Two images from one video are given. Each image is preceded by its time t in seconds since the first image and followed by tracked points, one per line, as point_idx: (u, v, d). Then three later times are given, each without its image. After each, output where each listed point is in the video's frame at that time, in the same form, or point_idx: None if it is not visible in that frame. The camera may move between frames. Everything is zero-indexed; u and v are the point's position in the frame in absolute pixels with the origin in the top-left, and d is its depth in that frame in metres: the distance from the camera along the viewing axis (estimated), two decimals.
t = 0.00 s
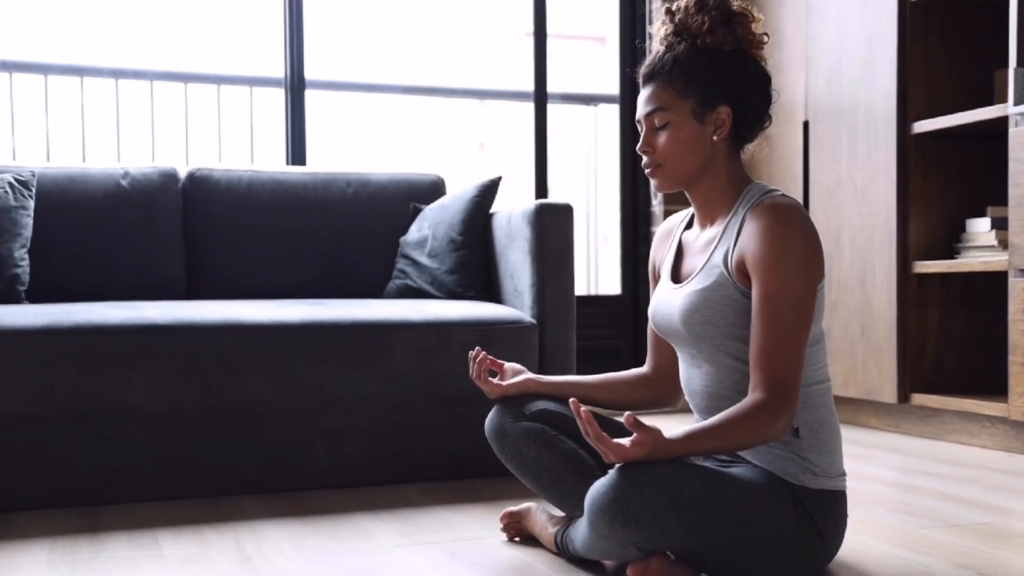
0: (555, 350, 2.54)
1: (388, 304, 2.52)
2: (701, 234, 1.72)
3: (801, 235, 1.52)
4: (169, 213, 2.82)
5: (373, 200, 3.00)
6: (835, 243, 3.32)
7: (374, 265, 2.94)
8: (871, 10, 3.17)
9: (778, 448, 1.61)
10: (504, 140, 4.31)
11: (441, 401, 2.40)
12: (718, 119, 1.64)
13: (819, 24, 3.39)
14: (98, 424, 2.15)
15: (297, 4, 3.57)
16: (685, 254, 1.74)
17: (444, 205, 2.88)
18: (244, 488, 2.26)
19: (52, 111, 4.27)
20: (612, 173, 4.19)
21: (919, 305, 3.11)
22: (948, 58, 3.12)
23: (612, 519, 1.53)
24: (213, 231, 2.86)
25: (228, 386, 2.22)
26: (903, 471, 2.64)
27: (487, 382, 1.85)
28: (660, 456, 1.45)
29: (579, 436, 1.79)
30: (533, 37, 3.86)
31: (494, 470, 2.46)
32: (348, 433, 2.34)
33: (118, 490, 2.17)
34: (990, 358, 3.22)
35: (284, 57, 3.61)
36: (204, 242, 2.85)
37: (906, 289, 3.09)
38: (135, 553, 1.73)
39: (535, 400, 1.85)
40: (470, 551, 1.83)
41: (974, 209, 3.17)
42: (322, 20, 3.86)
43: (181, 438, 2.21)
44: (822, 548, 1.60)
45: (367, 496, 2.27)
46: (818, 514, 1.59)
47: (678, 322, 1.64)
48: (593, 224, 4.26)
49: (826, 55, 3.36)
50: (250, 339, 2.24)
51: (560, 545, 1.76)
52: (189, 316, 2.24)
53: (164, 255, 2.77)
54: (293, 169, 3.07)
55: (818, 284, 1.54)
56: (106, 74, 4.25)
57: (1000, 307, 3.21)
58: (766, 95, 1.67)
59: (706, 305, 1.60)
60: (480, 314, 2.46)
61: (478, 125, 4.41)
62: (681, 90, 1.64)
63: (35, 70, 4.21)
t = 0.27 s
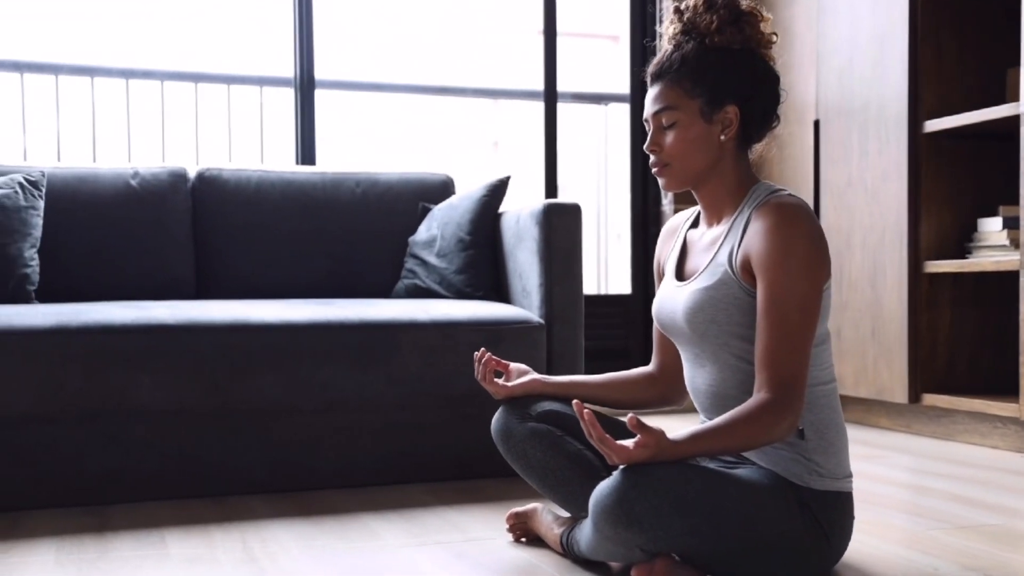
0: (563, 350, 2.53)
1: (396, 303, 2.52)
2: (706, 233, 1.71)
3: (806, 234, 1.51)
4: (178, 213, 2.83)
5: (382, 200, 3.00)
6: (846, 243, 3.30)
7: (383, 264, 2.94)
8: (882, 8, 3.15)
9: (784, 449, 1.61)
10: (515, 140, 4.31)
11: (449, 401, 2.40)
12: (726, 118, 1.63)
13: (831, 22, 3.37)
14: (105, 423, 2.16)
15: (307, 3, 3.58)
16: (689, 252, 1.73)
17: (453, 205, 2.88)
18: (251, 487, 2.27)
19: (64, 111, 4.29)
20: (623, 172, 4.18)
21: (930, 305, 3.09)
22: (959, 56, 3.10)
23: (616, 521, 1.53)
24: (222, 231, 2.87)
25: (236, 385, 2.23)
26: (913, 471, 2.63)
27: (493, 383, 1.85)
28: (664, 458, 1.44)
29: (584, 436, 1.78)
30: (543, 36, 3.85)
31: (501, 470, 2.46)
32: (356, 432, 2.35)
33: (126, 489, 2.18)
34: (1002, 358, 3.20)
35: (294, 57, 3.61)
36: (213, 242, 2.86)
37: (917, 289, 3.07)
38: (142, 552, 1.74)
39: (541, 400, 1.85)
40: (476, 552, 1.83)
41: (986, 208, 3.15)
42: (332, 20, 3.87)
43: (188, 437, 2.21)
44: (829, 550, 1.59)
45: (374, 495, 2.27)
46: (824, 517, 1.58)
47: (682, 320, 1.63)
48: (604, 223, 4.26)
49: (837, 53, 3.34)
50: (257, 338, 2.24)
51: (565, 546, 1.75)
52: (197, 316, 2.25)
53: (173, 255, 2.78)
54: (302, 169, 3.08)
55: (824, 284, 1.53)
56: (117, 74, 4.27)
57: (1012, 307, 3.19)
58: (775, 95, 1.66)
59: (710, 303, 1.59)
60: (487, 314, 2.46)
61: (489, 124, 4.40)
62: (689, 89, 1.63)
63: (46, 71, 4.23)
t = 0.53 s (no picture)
0: (570, 350, 2.53)
1: (404, 304, 2.53)
2: (711, 232, 1.71)
3: (811, 233, 1.50)
4: (187, 214, 2.84)
5: (391, 201, 3.01)
6: (856, 243, 3.29)
7: (392, 265, 2.95)
8: (892, 7, 3.14)
9: (789, 451, 1.60)
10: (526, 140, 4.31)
11: (457, 402, 2.41)
12: (733, 119, 1.62)
13: (841, 21, 3.36)
14: (113, 423, 2.17)
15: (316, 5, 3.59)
16: (694, 251, 1.73)
17: (462, 205, 2.88)
18: (259, 487, 2.28)
19: (75, 112, 4.31)
20: (633, 172, 4.18)
21: (941, 306, 3.07)
22: (971, 56, 3.08)
23: (619, 523, 1.52)
24: (231, 232, 2.88)
25: (243, 386, 2.24)
26: (923, 472, 2.62)
27: (499, 385, 1.84)
28: (667, 459, 1.44)
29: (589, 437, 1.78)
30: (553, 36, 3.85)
31: (509, 470, 2.46)
32: (363, 433, 2.35)
33: (134, 488, 2.19)
34: (1014, 359, 3.18)
35: (304, 58, 3.62)
36: (222, 242, 2.87)
37: (927, 290, 3.06)
38: (149, 553, 1.75)
39: (547, 401, 1.84)
40: (482, 553, 1.83)
41: (998, 208, 3.14)
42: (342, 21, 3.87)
43: (196, 437, 2.22)
44: (834, 552, 1.59)
45: (382, 496, 2.27)
46: (829, 518, 1.58)
47: (686, 319, 1.62)
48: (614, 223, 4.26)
49: (847, 53, 3.33)
50: (264, 339, 2.25)
51: (571, 548, 1.75)
52: (204, 316, 2.26)
53: (182, 256, 2.79)
54: (312, 170, 3.09)
55: (829, 284, 1.52)
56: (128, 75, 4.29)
57: None
58: (782, 95, 1.65)
59: (713, 302, 1.59)
60: (495, 315, 2.46)
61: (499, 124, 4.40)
62: (696, 89, 1.62)
63: (58, 72, 4.25)
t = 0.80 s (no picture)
0: (575, 349, 2.53)
1: (409, 302, 2.53)
2: (711, 229, 1.70)
3: (812, 231, 1.50)
4: (193, 213, 2.85)
5: (397, 199, 3.01)
6: (864, 241, 3.28)
7: (398, 264, 2.95)
8: (900, 5, 3.12)
9: (790, 450, 1.59)
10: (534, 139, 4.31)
11: (462, 401, 2.41)
12: (735, 117, 1.61)
13: (850, 19, 3.34)
14: (118, 421, 2.18)
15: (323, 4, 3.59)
16: (694, 248, 1.73)
17: (467, 204, 2.89)
18: (264, 485, 2.29)
19: (84, 111, 4.33)
20: (641, 171, 4.17)
21: (949, 305, 3.06)
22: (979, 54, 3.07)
23: (619, 523, 1.52)
24: (237, 231, 2.89)
25: (248, 385, 2.24)
26: (929, 472, 2.61)
27: (500, 385, 1.85)
28: (666, 459, 1.44)
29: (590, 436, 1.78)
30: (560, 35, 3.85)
31: (513, 469, 2.46)
32: (367, 431, 2.36)
33: (139, 487, 2.20)
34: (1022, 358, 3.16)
35: (311, 57, 3.63)
36: (229, 241, 2.88)
37: (935, 289, 3.05)
38: (152, 551, 1.76)
39: (549, 401, 1.84)
40: (483, 552, 1.83)
41: (1007, 207, 3.12)
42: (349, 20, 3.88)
43: (200, 435, 2.23)
44: (835, 552, 1.58)
45: (386, 495, 2.28)
46: (831, 518, 1.57)
47: (686, 316, 1.62)
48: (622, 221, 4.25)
49: (855, 51, 3.32)
50: (268, 338, 2.26)
51: (572, 547, 1.75)
52: (209, 315, 2.27)
53: (189, 255, 2.81)
54: (318, 168, 3.09)
55: (829, 284, 1.51)
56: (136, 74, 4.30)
57: None
58: (785, 94, 1.64)
59: (713, 300, 1.58)
60: (500, 314, 2.46)
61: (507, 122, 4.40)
62: (698, 88, 1.62)
63: (66, 71, 4.26)
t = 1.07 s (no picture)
0: (575, 348, 2.53)
1: (408, 301, 2.53)
2: (707, 227, 1.70)
3: (807, 229, 1.49)
4: (194, 211, 2.86)
5: (398, 198, 3.02)
6: (866, 240, 3.27)
7: (399, 263, 2.96)
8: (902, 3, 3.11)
9: (785, 449, 1.59)
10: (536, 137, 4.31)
11: (461, 400, 2.41)
12: (731, 116, 1.60)
13: (852, 16, 3.33)
14: (118, 420, 2.19)
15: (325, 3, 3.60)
16: (689, 246, 1.73)
17: (468, 202, 2.89)
18: (263, 484, 2.29)
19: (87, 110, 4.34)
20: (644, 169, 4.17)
21: (950, 303, 3.05)
22: (982, 52, 3.06)
23: (612, 522, 1.53)
24: (239, 230, 2.90)
25: (248, 384, 2.25)
26: (928, 471, 2.60)
27: (497, 384, 1.85)
28: (659, 458, 1.44)
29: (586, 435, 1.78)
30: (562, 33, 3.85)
31: (513, 468, 2.47)
32: (366, 430, 2.36)
33: (139, 485, 2.21)
34: None
35: (313, 56, 3.63)
36: (230, 239, 2.89)
37: (936, 287, 3.04)
38: (149, 550, 1.77)
39: (545, 400, 1.85)
40: (480, 551, 1.84)
41: (1009, 205, 3.11)
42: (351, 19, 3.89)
43: (200, 434, 2.24)
44: (830, 552, 1.58)
45: (385, 494, 2.29)
46: (826, 517, 1.57)
47: (681, 314, 1.62)
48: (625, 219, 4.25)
49: (858, 49, 3.31)
50: (267, 337, 2.26)
51: (568, 546, 1.76)
52: (208, 314, 2.28)
53: (190, 254, 2.82)
54: (320, 167, 3.10)
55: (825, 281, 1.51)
56: (138, 73, 4.31)
57: None
58: (781, 93, 1.63)
59: (707, 297, 1.58)
60: (500, 313, 2.47)
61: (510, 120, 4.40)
62: (694, 86, 1.60)
63: (68, 70, 4.28)
